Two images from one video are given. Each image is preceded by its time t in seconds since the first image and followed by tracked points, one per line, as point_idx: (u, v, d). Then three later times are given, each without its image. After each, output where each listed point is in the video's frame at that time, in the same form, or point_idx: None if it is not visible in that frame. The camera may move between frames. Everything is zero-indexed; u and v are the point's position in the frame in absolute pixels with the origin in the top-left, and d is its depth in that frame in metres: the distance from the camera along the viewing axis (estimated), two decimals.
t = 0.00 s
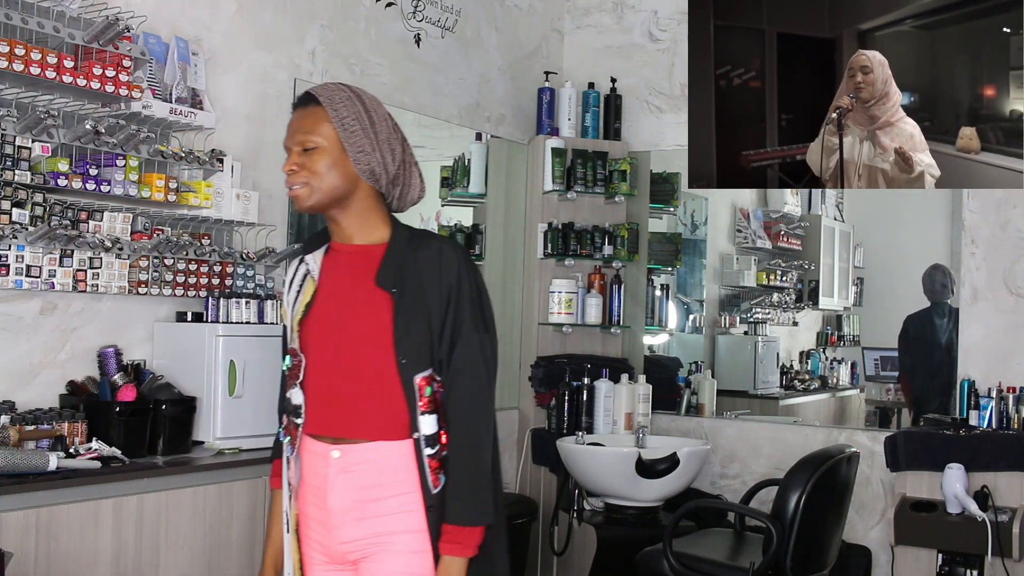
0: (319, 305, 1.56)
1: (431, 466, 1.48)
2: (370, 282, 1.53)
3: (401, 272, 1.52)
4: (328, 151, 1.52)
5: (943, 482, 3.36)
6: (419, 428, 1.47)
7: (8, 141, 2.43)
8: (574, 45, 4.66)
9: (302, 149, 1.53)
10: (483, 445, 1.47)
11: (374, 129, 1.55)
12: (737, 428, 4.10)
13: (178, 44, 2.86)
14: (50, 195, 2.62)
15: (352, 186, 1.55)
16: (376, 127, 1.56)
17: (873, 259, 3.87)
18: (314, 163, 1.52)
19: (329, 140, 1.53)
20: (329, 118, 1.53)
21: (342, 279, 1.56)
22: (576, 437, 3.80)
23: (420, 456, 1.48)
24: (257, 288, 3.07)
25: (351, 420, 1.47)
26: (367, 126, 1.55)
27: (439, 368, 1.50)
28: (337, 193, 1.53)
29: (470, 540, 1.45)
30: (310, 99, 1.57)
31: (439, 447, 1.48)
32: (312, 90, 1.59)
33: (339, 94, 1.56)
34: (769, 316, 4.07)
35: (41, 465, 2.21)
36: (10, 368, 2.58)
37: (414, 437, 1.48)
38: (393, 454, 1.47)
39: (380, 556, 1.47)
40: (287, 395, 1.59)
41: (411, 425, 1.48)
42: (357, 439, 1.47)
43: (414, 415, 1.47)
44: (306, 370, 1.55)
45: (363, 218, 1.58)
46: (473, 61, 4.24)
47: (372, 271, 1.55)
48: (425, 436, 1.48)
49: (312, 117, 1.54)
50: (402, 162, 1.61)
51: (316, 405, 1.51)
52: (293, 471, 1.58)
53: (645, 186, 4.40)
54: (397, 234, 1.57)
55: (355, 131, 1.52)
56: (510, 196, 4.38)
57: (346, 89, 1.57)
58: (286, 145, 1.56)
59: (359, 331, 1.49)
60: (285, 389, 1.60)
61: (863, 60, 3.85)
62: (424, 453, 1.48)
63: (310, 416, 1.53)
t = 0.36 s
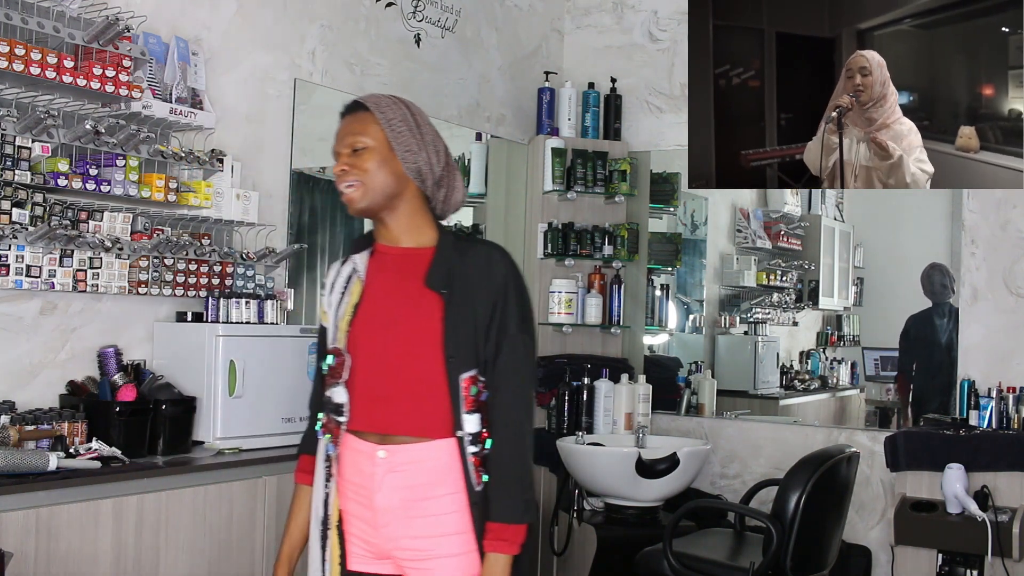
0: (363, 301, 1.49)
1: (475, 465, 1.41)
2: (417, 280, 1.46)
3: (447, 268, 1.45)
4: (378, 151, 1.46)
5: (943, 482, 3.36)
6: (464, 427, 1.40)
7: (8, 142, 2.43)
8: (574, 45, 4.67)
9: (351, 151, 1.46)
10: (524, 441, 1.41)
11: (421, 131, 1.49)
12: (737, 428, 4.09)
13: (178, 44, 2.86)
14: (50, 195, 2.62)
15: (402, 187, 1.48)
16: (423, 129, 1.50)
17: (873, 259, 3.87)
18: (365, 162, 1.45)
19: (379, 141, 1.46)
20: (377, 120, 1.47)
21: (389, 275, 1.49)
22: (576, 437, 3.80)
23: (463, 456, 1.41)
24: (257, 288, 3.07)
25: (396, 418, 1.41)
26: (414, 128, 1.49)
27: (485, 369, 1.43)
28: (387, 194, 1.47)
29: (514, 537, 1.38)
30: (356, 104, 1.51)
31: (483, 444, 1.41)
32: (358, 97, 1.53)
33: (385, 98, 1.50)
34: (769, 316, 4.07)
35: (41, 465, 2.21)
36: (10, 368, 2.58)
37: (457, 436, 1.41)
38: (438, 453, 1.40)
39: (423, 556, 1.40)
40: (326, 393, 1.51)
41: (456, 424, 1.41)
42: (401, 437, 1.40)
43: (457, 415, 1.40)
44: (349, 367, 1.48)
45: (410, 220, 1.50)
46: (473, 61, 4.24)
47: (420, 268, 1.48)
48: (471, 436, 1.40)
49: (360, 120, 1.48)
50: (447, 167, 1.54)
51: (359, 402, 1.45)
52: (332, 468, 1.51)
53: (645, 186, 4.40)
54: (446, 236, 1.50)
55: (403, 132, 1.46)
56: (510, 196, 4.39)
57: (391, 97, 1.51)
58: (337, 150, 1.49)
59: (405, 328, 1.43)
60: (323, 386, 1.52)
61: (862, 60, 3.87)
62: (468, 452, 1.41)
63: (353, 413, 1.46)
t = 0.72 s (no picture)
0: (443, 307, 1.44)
1: (536, 472, 1.35)
2: (498, 290, 1.42)
3: (527, 280, 1.40)
4: (462, 171, 1.40)
5: (943, 482, 3.36)
6: (527, 432, 1.35)
7: (8, 142, 2.43)
8: (574, 45, 4.67)
9: (432, 170, 1.41)
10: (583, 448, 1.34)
11: (501, 146, 1.43)
12: (737, 428, 4.09)
13: (178, 44, 2.86)
14: (50, 195, 2.62)
15: (484, 206, 1.42)
16: (502, 144, 1.43)
17: (873, 259, 3.88)
18: (448, 183, 1.40)
19: (461, 159, 1.40)
20: (457, 139, 1.41)
21: (470, 283, 1.44)
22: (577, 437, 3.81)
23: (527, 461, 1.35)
24: (257, 288, 3.07)
25: (473, 426, 1.37)
26: (495, 144, 1.42)
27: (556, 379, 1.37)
28: (470, 213, 1.41)
29: (556, 537, 1.31)
30: (434, 122, 1.45)
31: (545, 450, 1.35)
32: (435, 116, 1.47)
33: (463, 115, 1.43)
34: (769, 316, 4.08)
35: (41, 465, 2.21)
36: (10, 368, 2.57)
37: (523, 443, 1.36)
38: (508, 460, 1.35)
39: (492, 557, 1.36)
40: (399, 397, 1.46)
41: (522, 430, 1.36)
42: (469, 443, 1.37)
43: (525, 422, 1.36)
44: (428, 374, 1.42)
45: (492, 236, 1.44)
46: (473, 61, 4.24)
47: (502, 278, 1.42)
48: (535, 442, 1.35)
49: (440, 138, 1.42)
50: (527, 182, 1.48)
51: (436, 407, 1.40)
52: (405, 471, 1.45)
53: (645, 186, 4.40)
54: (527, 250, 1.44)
55: (484, 149, 1.40)
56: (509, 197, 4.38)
57: (467, 113, 1.45)
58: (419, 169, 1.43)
59: (486, 336, 1.38)
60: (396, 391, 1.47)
61: (861, 58, 3.87)
62: (530, 457, 1.35)
63: (431, 417, 1.41)
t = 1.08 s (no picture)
0: (496, 306, 1.52)
1: (589, 472, 1.44)
2: (550, 293, 1.50)
3: (580, 287, 1.49)
4: (522, 180, 1.49)
5: (943, 482, 3.36)
6: (582, 433, 1.44)
7: (8, 141, 2.43)
8: (575, 45, 4.67)
9: (493, 179, 1.50)
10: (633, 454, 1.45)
11: (556, 155, 1.52)
12: (737, 428, 4.10)
13: (178, 44, 2.86)
14: (51, 195, 2.62)
15: (541, 212, 1.52)
16: (558, 152, 1.53)
17: (874, 259, 3.88)
18: (509, 192, 1.49)
19: (521, 169, 1.50)
20: (516, 149, 1.50)
21: (522, 285, 1.52)
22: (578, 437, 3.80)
23: (577, 460, 1.45)
24: (257, 288, 3.07)
25: (526, 421, 1.44)
26: (551, 153, 1.52)
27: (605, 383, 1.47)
28: (528, 220, 1.50)
29: (612, 540, 1.41)
30: (493, 130, 1.53)
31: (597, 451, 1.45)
32: (491, 123, 1.55)
33: (520, 125, 1.52)
34: (769, 316, 4.07)
35: (40, 465, 2.21)
36: (11, 368, 2.58)
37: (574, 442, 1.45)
38: (559, 455, 1.44)
39: (540, 551, 1.43)
40: (448, 392, 1.52)
41: (574, 429, 1.45)
42: (525, 438, 1.44)
43: (576, 421, 1.44)
44: (480, 368, 1.50)
45: (547, 241, 1.54)
46: (473, 61, 4.24)
47: (554, 283, 1.51)
48: (588, 442, 1.45)
49: (499, 147, 1.51)
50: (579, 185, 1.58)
51: (488, 401, 1.48)
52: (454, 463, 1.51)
53: (645, 186, 4.40)
54: (576, 257, 1.54)
55: (544, 160, 1.50)
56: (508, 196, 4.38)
57: (520, 121, 1.54)
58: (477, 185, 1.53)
59: (540, 336, 1.47)
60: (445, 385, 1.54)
61: (860, 56, 3.86)
62: (583, 457, 1.45)
63: (482, 410, 1.48)
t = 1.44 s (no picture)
0: (514, 306, 1.54)
1: (602, 472, 1.46)
2: (569, 295, 1.53)
3: (598, 291, 1.52)
4: (546, 185, 1.50)
5: (943, 482, 3.36)
6: (598, 433, 1.46)
7: (8, 142, 2.43)
8: (575, 45, 4.67)
9: (518, 183, 1.51)
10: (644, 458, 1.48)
11: (581, 161, 1.54)
12: (737, 428, 4.10)
13: (179, 44, 2.86)
14: (50, 195, 2.62)
15: (563, 217, 1.54)
16: (581, 158, 1.54)
17: (873, 259, 3.88)
18: (533, 197, 1.50)
19: (545, 174, 1.50)
20: (542, 154, 1.51)
21: (540, 286, 1.54)
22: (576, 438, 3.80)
23: (593, 460, 1.46)
24: (257, 288, 3.07)
25: (544, 419, 1.45)
26: (575, 159, 1.53)
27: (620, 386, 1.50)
28: (550, 225, 1.52)
29: (624, 538, 1.43)
30: (518, 134, 1.54)
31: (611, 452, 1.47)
32: (515, 127, 1.56)
33: (545, 130, 1.53)
34: (769, 316, 4.07)
35: (41, 465, 2.21)
36: (11, 368, 2.58)
37: (590, 442, 1.46)
38: (574, 454, 1.45)
39: (554, 549, 1.44)
40: (461, 391, 1.53)
41: (591, 429, 1.46)
42: (542, 436, 1.45)
43: (593, 422, 1.46)
44: (497, 367, 1.50)
45: (566, 246, 1.56)
46: (473, 60, 4.24)
47: (572, 286, 1.54)
48: (604, 443, 1.47)
49: (524, 150, 1.52)
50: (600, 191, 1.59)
51: (505, 398, 1.48)
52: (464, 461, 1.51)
53: (645, 186, 4.40)
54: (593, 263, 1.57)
55: (568, 166, 1.51)
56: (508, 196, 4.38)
57: (546, 125, 1.54)
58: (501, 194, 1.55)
59: (560, 337, 1.49)
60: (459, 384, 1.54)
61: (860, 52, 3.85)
62: (599, 457, 1.46)
63: (497, 408, 1.49)
